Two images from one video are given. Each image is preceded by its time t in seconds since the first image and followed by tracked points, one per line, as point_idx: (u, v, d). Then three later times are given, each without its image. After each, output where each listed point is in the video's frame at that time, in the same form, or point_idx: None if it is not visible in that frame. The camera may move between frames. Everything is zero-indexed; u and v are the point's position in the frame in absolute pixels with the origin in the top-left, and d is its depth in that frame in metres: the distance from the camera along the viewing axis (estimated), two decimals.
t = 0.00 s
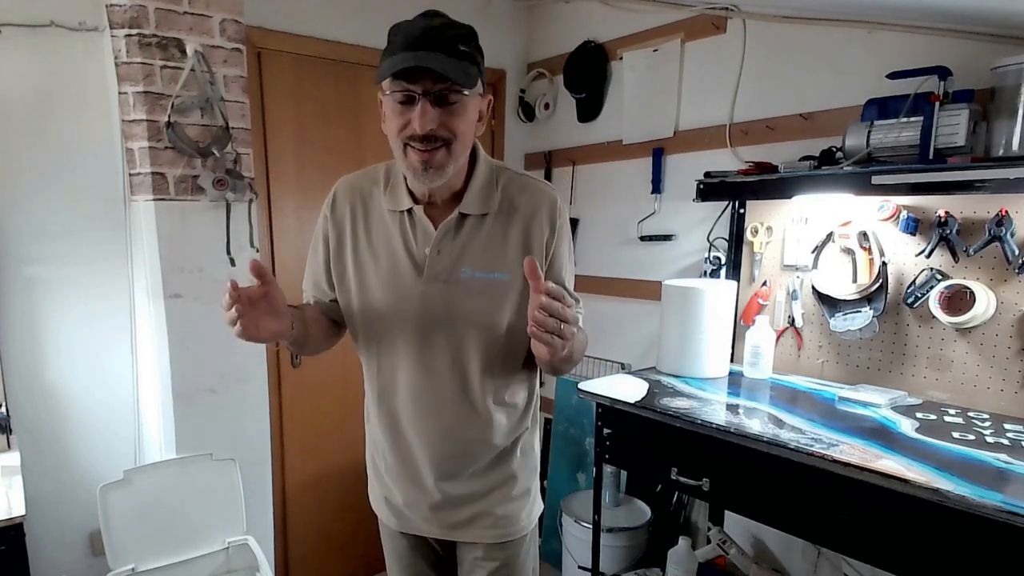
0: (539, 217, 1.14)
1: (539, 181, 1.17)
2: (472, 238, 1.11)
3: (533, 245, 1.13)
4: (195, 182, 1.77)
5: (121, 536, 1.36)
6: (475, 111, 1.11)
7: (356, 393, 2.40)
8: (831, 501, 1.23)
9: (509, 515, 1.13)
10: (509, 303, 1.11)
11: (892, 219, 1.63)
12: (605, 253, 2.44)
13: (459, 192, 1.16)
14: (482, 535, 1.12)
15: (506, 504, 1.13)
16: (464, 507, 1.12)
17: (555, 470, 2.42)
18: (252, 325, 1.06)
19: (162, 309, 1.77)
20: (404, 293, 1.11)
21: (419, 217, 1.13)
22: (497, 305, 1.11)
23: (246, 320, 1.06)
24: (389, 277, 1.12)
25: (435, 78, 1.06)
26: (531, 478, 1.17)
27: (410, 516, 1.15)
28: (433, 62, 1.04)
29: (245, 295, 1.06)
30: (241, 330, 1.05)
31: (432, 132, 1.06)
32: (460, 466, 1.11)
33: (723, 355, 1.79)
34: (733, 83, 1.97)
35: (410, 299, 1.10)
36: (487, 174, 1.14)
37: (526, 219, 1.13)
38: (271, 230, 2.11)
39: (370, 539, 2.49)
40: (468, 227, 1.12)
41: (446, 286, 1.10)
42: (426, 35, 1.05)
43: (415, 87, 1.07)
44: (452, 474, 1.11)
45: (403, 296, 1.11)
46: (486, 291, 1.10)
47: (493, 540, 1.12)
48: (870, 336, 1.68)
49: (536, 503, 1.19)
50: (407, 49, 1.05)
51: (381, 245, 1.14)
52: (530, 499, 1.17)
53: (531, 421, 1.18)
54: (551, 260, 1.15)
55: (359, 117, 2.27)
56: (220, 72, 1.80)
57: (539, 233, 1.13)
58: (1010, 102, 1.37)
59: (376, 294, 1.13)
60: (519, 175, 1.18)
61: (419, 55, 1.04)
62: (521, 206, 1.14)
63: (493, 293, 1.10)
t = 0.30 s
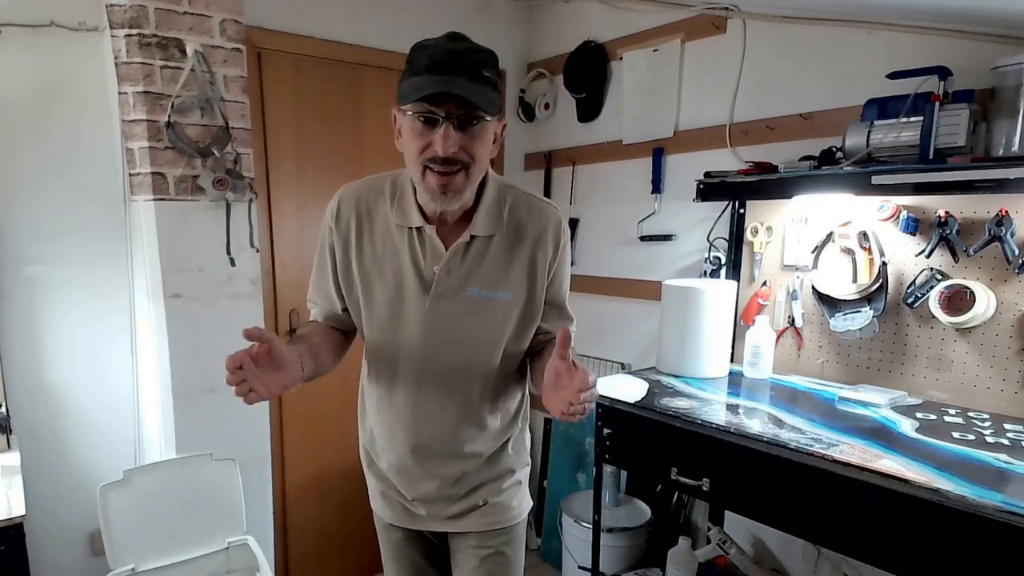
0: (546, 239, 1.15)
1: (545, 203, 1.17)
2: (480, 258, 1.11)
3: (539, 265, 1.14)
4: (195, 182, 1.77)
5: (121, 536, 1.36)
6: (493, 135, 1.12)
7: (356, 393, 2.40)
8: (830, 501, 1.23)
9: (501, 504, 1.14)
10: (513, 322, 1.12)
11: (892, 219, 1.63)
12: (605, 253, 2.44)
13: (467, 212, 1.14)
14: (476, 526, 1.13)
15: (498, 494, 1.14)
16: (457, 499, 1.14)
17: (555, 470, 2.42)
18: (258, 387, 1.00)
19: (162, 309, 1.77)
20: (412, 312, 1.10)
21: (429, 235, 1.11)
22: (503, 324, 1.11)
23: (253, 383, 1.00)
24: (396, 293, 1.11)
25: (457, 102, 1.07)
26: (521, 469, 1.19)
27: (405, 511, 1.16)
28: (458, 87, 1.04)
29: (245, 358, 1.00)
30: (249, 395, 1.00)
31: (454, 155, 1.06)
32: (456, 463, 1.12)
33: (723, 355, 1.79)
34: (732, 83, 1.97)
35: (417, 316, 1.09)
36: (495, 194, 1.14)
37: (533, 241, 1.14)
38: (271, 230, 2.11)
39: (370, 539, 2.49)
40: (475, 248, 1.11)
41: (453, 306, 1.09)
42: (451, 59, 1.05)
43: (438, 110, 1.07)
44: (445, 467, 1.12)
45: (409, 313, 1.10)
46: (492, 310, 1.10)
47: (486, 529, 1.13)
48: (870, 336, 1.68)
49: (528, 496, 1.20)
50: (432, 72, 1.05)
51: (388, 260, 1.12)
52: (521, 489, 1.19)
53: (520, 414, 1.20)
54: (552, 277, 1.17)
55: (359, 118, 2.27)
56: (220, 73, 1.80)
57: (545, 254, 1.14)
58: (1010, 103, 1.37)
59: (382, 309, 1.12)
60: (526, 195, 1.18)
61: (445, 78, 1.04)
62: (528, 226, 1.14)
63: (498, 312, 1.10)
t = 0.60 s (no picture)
0: (551, 246, 1.16)
1: (550, 210, 1.19)
2: (487, 264, 1.12)
3: (543, 271, 1.15)
4: (195, 182, 1.77)
5: (121, 536, 1.36)
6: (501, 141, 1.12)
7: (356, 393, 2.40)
8: (829, 501, 1.23)
9: (502, 500, 1.16)
10: (516, 327, 1.13)
11: (892, 219, 1.63)
12: (604, 253, 2.44)
13: (475, 217, 1.15)
14: (478, 524, 1.14)
15: (499, 492, 1.16)
16: (459, 498, 1.14)
17: (555, 471, 2.42)
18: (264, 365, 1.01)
19: (162, 309, 1.77)
20: (419, 316, 1.10)
21: (437, 240, 1.11)
22: (508, 330, 1.12)
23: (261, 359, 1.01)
24: (403, 297, 1.11)
25: (466, 108, 1.07)
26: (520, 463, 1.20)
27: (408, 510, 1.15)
28: (468, 92, 1.05)
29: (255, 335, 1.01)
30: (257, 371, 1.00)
31: (463, 159, 1.06)
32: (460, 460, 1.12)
33: (723, 355, 1.79)
34: (732, 83, 1.97)
35: (424, 321, 1.10)
36: (502, 200, 1.15)
37: (539, 247, 1.15)
38: (271, 230, 2.11)
39: (370, 539, 2.49)
40: (482, 253, 1.12)
41: (460, 311, 1.10)
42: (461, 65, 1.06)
43: (447, 115, 1.07)
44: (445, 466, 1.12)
45: (416, 317, 1.10)
46: (498, 315, 1.11)
47: (489, 525, 1.15)
48: (870, 336, 1.68)
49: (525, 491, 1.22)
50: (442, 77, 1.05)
51: (394, 264, 1.12)
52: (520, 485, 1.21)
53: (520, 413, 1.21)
54: (557, 283, 1.18)
55: (360, 118, 2.28)
56: (220, 73, 1.80)
57: (550, 261, 1.15)
58: (1010, 102, 1.37)
59: (389, 313, 1.12)
60: (532, 202, 1.19)
61: (455, 83, 1.04)
62: (533, 233, 1.16)
63: (503, 317, 1.12)
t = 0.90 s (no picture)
0: (558, 246, 1.16)
1: (556, 210, 1.18)
2: (494, 264, 1.11)
3: (550, 272, 1.15)
4: (195, 182, 1.77)
5: (121, 537, 1.36)
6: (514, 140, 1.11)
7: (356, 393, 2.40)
8: (829, 501, 1.23)
9: (504, 502, 1.16)
10: (524, 327, 1.13)
11: (892, 219, 1.63)
12: (604, 253, 2.44)
13: (482, 217, 1.14)
14: (481, 525, 1.15)
15: (502, 493, 1.16)
16: (462, 500, 1.14)
17: (555, 471, 2.42)
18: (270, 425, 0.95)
19: (162, 309, 1.77)
20: (426, 317, 1.09)
21: (445, 240, 1.10)
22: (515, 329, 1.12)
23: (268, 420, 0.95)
24: (410, 297, 1.10)
25: (481, 105, 1.05)
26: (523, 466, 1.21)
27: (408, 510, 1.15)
28: (484, 89, 1.03)
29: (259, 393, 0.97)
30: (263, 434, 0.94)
31: (477, 156, 1.04)
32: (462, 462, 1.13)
33: (723, 355, 1.79)
34: (732, 83, 1.97)
35: (431, 321, 1.09)
36: (509, 200, 1.14)
37: (545, 249, 1.15)
38: (270, 230, 2.11)
39: (370, 539, 2.49)
40: (489, 254, 1.11)
41: (468, 312, 1.09)
42: (474, 60, 1.05)
43: (461, 111, 1.05)
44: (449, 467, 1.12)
45: (423, 318, 1.09)
46: (505, 315, 1.11)
47: (490, 529, 1.15)
48: (870, 336, 1.68)
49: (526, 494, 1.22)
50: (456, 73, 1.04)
51: (401, 264, 1.11)
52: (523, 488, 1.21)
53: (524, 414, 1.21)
54: (563, 283, 1.18)
55: (360, 118, 2.28)
56: (220, 73, 1.80)
57: (556, 261, 1.15)
58: (1010, 103, 1.37)
59: (396, 314, 1.11)
60: (538, 202, 1.19)
61: (470, 79, 1.03)
62: (539, 233, 1.15)
63: (511, 318, 1.11)
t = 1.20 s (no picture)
0: (561, 214, 1.15)
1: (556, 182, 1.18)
2: (501, 231, 1.09)
3: (555, 241, 1.14)
4: (195, 182, 1.77)
5: (121, 537, 1.36)
6: (508, 97, 1.10)
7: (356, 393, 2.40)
8: (830, 502, 1.23)
9: (519, 515, 1.11)
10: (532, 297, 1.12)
11: (892, 219, 1.63)
12: (605, 253, 2.44)
13: (484, 184, 1.14)
14: (494, 540, 1.09)
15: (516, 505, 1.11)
16: (476, 515, 1.08)
17: (555, 471, 2.41)
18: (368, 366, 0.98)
19: (162, 309, 1.78)
20: (435, 287, 1.06)
21: (450, 209, 1.08)
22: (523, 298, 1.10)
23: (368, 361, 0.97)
24: (419, 269, 1.06)
25: (472, 62, 1.06)
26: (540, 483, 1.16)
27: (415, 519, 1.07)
28: (473, 44, 1.04)
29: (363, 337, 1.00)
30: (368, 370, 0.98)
31: (472, 113, 1.04)
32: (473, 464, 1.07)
33: (723, 355, 1.79)
34: (732, 83, 1.97)
35: (441, 293, 1.06)
36: (510, 170, 1.13)
37: (551, 217, 1.14)
38: (271, 230, 2.11)
39: (370, 540, 2.49)
40: (496, 220, 1.09)
41: (477, 280, 1.06)
42: (460, 21, 1.04)
43: (452, 71, 1.05)
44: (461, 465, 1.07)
45: (432, 291, 1.06)
46: (513, 284, 1.09)
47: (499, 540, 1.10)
48: (870, 336, 1.68)
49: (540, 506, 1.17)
50: (443, 34, 1.04)
51: (407, 239, 1.07)
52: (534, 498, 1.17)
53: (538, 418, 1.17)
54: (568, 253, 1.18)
55: (360, 117, 2.27)
56: (220, 73, 1.80)
57: (562, 228, 1.15)
58: (1010, 103, 1.37)
59: (404, 288, 1.07)
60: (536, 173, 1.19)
61: (457, 39, 1.03)
62: (542, 202, 1.14)
63: (519, 286, 1.09)
